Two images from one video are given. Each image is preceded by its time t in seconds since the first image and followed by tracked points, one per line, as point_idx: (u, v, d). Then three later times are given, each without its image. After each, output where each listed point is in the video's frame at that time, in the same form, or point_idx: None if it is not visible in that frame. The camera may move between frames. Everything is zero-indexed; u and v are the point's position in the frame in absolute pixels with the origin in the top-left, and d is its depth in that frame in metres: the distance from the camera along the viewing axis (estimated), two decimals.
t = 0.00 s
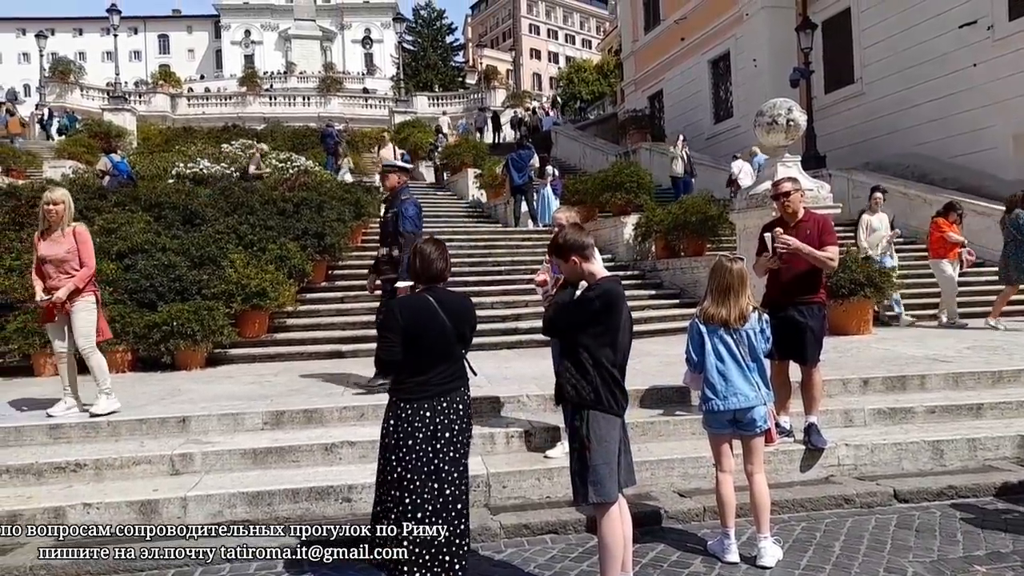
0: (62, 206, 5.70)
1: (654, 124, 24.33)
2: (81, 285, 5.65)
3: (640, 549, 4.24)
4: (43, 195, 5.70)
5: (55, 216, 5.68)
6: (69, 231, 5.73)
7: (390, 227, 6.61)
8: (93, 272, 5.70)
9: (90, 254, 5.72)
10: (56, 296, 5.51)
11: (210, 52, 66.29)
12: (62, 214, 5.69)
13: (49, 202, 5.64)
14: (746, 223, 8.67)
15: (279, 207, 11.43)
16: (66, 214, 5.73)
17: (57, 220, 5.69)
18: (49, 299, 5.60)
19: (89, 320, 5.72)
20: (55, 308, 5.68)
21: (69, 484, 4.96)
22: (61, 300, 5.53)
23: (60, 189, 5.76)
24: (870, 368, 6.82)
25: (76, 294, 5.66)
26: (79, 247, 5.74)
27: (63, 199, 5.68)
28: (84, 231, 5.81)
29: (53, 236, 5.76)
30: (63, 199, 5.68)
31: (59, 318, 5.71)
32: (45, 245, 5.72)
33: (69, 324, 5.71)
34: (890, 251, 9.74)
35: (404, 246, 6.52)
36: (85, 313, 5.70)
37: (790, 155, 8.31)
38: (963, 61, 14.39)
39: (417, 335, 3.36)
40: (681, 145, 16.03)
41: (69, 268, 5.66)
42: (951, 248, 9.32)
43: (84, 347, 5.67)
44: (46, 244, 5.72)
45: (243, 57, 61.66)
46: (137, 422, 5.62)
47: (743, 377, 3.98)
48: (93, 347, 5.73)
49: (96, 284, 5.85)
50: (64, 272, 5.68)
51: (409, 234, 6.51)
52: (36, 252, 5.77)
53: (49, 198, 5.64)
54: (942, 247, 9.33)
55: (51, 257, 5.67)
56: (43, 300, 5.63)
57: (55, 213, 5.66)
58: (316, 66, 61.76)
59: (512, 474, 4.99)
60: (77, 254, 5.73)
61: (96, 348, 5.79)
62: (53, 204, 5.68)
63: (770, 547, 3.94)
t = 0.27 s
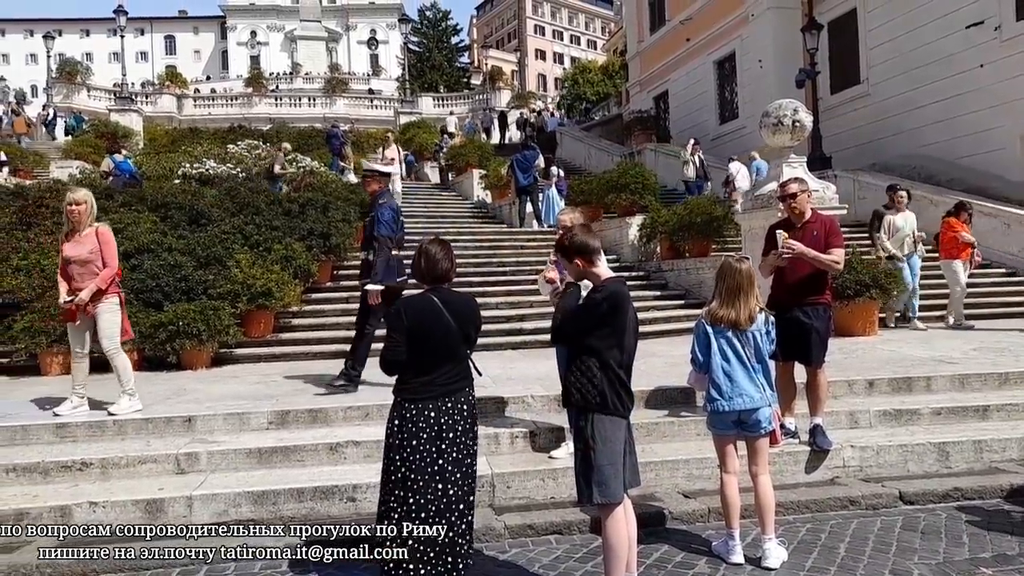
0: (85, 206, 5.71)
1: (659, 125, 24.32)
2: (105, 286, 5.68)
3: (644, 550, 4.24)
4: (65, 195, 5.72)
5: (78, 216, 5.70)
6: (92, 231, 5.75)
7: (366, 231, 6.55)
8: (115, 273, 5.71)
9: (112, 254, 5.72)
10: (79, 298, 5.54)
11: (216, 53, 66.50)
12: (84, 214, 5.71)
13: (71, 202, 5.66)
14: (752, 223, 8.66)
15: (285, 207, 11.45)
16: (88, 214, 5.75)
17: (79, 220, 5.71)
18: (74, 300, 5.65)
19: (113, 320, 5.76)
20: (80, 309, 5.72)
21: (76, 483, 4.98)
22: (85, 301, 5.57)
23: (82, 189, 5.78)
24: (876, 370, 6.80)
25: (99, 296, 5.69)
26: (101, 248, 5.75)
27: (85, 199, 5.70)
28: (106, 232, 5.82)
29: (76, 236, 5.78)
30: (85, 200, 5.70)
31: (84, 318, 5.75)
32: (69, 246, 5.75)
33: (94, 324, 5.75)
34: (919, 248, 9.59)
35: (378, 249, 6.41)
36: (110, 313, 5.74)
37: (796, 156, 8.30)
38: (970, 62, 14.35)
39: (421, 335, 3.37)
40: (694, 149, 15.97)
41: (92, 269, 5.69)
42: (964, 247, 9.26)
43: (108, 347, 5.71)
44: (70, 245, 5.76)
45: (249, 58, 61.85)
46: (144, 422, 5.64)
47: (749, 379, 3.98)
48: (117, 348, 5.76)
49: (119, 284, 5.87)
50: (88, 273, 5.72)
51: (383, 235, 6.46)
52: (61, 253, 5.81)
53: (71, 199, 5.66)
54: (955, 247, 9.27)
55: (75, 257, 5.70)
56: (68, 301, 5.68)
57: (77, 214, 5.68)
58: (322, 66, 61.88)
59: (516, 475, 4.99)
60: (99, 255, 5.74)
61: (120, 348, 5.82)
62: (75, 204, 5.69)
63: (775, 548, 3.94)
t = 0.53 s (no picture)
0: (109, 206, 5.77)
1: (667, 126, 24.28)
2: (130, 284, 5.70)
3: (654, 552, 4.23)
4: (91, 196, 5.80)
5: (103, 215, 5.76)
6: (116, 231, 5.80)
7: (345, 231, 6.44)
8: (139, 271, 5.73)
9: (134, 253, 5.72)
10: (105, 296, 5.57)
11: (225, 54, 66.80)
12: (109, 213, 5.77)
13: (96, 201, 5.73)
14: (761, 224, 8.63)
15: (294, 208, 11.49)
16: (113, 214, 5.81)
17: (104, 219, 5.77)
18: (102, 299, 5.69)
19: (139, 319, 5.76)
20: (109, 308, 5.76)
21: (87, 482, 5.01)
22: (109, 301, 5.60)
23: (108, 189, 5.85)
24: (887, 372, 6.77)
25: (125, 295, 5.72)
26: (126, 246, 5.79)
27: (110, 198, 5.76)
28: (129, 231, 5.84)
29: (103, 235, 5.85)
30: (110, 199, 5.76)
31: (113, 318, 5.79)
32: (98, 246, 5.82)
33: (121, 323, 5.77)
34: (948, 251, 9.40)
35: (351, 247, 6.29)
36: (136, 312, 5.74)
37: (805, 157, 8.27)
38: (980, 62, 14.27)
39: (431, 336, 3.38)
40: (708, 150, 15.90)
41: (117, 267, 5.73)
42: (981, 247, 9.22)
43: (133, 346, 5.72)
44: (99, 244, 5.82)
45: (258, 59, 62.09)
46: (154, 421, 5.67)
47: (760, 380, 3.96)
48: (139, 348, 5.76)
49: (145, 283, 5.88)
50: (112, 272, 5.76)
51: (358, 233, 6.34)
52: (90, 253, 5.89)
53: (95, 198, 5.73)
54: (973, 247, 9.23)
55: (100, 256, 5.75)
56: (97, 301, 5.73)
57: (102, 213, 5.74)
58: (331, 67, 62.04)
59: (525, 475, 4.99)
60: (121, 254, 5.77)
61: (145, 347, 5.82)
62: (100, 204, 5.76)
63: (785, 551, 3.92)
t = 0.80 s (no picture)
0: (128, 207, 5.84)
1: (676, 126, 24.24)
2: (148, 283, 5.76)
3: (662, 553, 4.22)
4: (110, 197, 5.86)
5: (122, 216, 5.81)
6: (134, 231, 5.84)
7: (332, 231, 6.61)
8: (157, 270, 5.79)
9: (152, 253, 5.78)
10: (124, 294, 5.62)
11: (235, 56, 67.11)
12: (129, 214, 5.83)
13: (116, 203, 5.80)
14: (771, 225, 8.59)
15: (304, 209, 11.53)
16: (133, 215, 5.87)
17: (124, 220, 5.82)
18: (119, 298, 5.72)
19: (156, 318, 5.80)
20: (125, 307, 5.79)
21: (98, 481, 5.03)
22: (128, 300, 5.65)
23: (127, 191, 5.92)
24: (897, 373, 6.74)
25: (143, 294, 5.76)
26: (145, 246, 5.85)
27: (129, 200, 5.84)
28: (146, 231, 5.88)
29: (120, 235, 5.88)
30: (129, 201, 5.83)
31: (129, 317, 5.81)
32: (114, 246, 5.86)
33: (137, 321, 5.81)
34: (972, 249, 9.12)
35: (331, 249, 6.46)
36: (153, 311, 5.79)
37: (815, 158, 8.24)
38: (992, 62, 14.19)
39: (441, 336, 3.39)
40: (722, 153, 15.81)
41: (135, 266, 5.77)
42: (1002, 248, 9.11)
43: (146, 345, 5.77)
44: (116, 245, 5.86)
45: (268, 61, 62.39)
46: (165, 420, 5.70)
47: (769, 382, 3.95)
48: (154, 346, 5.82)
49: (162, 283, 5.92)
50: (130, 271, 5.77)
51: (338, 235, 6.46)
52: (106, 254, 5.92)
53: (116, 199, 5.80)
54: (994, 248, 9.12)
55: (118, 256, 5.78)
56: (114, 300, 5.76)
57: (121, 213, 5.80)
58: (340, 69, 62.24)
59: (533, 476, 4.99)
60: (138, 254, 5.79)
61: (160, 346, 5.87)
62: (119, 205, 5.83)
63: (794, 553, 3.91)
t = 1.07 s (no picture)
0: (145, 207, 5.88)
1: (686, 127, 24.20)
2: (166, 283, 5.79)
3: (671, 555, 4.21)
4: (126, 198, 5.89)
5: (139, 217, 5.86)
6: (151, 232, 5.89)
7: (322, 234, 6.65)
8: (175, 270, 5.85)
9: (170, 253, 5.84)
10: (144, 293, 5.64)
11: (246, 58, 67.43)
12: (146, 214, 5.87)
13: (133, 203, 5.83)
14: (781, 226, 8.56)
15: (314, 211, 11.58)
16: (150, 216, 5.91)
17: (141, 221, 5.87)
18: (137, 297, 5.75)
19: (174, 317, 5.83)
20: (142, 306, 5.81)
21: (109, 481, 5.06)
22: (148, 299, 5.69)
23: (142, 192, 5.96)
24: (908, 376, 6.70)
25: (161, 293, 5.79)
26: (162, 247, 5.90)
27: (146, 201, 5.88)
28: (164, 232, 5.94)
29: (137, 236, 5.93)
30: (146, 202, 5.87)
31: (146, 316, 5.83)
32: (130, 247, 5.88)
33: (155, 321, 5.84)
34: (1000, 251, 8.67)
35: (322, 253, 6.53)
36: (171, 310, 5.82)
37: (825, 158, 8.21)
38: (1004, 62, 14.09)
39: (450, 337, 3.40)
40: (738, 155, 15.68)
41: (154, 266, 5.81)
42: None
43: (166, 344, 5.79)
44: (132, 245, 5.88)
45: (278, 63, 62.69)
46: (176, 420, 5.73)
47: (779, 383, 3.93)
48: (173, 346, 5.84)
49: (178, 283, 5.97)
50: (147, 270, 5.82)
51: (329, 240, 6.54)
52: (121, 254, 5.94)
53: (133, 200, 5.84)
54: None
55: (136, 256, 5.81)
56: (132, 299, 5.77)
57: (139, 215, 5.84)
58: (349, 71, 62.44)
59: (542, 478, 4.99)
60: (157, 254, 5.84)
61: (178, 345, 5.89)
62: (136, 205, 5.87)
63: (804, 555, 3.90)
